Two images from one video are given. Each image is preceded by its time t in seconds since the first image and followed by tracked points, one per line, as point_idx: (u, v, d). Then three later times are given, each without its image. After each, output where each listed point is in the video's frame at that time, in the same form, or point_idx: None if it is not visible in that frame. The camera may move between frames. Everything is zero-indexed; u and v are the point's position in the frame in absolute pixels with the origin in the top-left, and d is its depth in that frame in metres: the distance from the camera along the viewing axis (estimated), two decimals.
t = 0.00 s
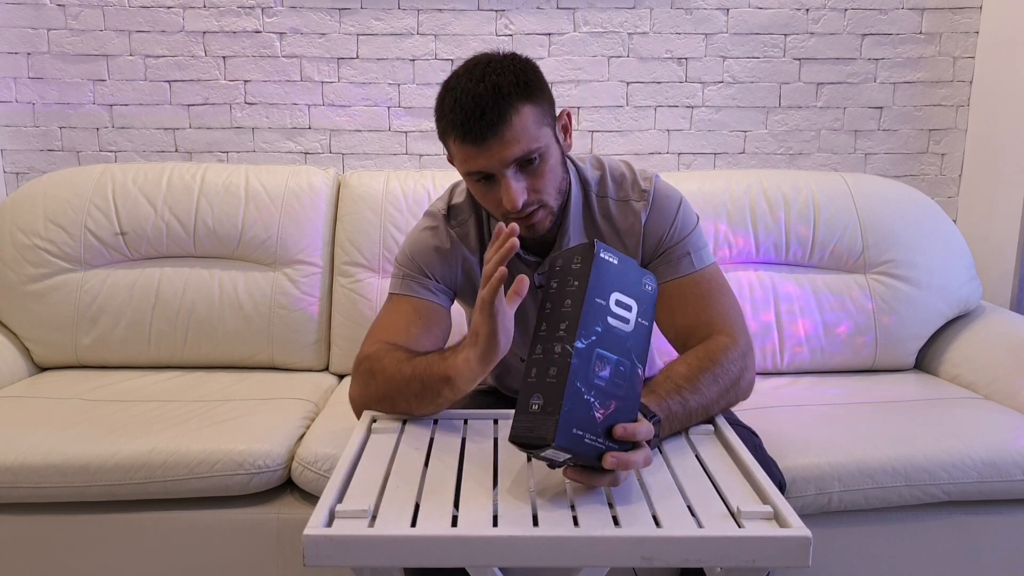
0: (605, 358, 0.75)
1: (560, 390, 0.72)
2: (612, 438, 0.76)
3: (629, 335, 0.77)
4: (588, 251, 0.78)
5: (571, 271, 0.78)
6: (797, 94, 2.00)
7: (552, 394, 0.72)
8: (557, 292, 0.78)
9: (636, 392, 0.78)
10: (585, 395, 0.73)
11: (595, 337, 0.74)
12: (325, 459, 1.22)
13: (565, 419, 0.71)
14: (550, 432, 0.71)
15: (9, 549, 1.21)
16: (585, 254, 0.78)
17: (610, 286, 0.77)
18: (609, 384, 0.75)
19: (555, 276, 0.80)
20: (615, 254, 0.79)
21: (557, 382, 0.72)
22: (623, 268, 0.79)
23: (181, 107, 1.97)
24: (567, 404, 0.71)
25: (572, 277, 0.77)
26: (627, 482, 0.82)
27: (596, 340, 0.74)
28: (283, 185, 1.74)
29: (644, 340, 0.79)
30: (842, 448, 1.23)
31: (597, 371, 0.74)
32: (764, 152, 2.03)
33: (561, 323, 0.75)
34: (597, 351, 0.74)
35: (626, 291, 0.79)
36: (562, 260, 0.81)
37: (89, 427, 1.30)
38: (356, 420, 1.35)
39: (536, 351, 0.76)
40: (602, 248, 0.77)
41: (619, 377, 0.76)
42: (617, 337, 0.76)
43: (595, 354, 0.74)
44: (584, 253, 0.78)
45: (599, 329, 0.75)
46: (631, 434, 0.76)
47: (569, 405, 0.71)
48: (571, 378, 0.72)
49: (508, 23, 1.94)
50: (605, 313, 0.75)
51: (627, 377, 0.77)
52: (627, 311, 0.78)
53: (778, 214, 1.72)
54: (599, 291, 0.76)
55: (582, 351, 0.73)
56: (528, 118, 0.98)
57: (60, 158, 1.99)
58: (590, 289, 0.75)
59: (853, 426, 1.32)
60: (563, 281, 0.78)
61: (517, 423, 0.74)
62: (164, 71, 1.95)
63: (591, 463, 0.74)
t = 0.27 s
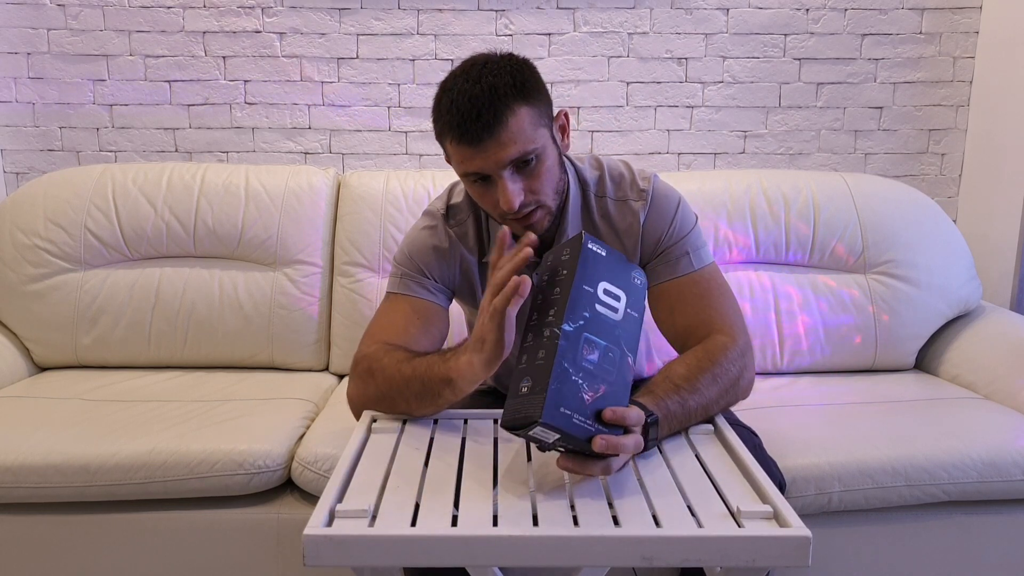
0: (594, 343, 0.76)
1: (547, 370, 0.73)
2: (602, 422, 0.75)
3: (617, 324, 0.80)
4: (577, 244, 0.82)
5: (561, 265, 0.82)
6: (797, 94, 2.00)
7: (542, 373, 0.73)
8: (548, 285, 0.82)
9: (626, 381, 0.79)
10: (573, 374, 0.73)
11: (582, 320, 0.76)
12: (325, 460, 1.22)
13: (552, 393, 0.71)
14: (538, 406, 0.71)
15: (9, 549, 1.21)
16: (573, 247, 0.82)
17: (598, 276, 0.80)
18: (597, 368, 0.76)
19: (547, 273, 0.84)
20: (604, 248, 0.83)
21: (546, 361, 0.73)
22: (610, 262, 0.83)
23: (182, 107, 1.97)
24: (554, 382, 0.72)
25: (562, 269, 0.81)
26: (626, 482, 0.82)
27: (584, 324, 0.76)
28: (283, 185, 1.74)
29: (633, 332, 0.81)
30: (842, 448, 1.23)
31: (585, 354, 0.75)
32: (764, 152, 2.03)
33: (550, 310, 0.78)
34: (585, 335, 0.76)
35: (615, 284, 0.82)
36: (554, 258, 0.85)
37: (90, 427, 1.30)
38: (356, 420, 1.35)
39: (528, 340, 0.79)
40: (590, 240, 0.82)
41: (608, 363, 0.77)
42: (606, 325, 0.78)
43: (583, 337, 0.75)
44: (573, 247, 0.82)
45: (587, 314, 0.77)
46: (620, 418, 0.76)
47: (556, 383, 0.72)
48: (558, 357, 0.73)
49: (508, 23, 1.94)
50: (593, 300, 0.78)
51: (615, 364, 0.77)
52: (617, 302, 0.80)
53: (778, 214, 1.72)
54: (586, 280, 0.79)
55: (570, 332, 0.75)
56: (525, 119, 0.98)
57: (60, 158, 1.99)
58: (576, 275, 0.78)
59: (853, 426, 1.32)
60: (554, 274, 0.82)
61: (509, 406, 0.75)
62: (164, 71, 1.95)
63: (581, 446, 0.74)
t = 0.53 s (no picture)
0: (638, 335, 0.71)
1: (595, 352, 0.67)
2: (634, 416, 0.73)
3: (660, 321, 0.75)
4: (635, 233, 0.77)
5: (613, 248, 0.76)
6: (797, 94, 2.00)
7: (588, 356, 0.68)
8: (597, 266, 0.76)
9: (657, 378, 0.76)
10: (618, 364, 0.69)
11: (634, 310, 0.71)
12: (325, 460, 1.22)
13: (597, 381, 0.66)
14: (581, 391, 0.66)
15: (9, 549, 1.21)
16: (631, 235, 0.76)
17: (650, 269, 0.75)
18: (638, 362, 0.71)
19: (596, 254, 0.78)
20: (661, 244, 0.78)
21: (594, 344, 0.68)
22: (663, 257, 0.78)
23: (181, 107, 1.97)
24: (602, 367, 0.67)
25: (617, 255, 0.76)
26: (627, 482, 0.82)
27: (633, 315, 0.71)
28: (284, 185, 1.74)
29: (670, 332, 0.78)
30: (842, 448, 1.23)
31: (630, 345, 0.70)
32: (764, 152, 2.03)
33: (600, 292, 0.72)
34: (633, 325, 0.71)
35: (663, 279, 0.77)
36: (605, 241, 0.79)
37: (90, 427, 1.30)
38: (356, 420, 1.35)
39: (569, 318, 0.73)
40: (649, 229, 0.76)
41: (646, 359, 0.73)
42: (651, 320, 0.74)
43: (631, 328, 0.70)
44: (631, 235, 0.77)
45: (637, 306, 0.72)
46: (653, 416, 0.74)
47: (603, 369, 0.67)
48: (608, 343, 0.68)
49: (508, 23, 1.94)
50: (643, 292, 0.73)
51: (652, 362, 0.74)
52: (662, 298, 0.76)
53: (778, 214, 1.72)
54: (641, 270, 0.74)
55: (621, 320, 0.69)
56: (531, 110, 0.99)
57: (60, 158, 1.99)
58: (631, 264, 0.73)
59: (852, 426, 1.32)
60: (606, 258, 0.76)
61: (541, 381, 0.69)
62: (164, 71, 1.95)
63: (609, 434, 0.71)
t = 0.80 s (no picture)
0: (659, 355, 0.70)
1: (612, 376, 0.67)
2: (646, 436, 0.74)
3: (684, 339, 0.73)
4: (673, 245, 0.73)
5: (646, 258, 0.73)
6: (797, 94, 2.00)
7: (604, 379, 0.68)
8: (626, 276, 0.74)
9: (675, 393, 0.75)
10: (634, 387, 0.68)
11: (658, 331, 0.69)
12: (325, 460, 1.22)
13: (611, 408, 0.67)
14: (593, 416, 0.66)
15: (9, 549, 1.21)
16: (666, 249, 0.73)
17: (680, 286, 0.72)
18: (655, 383, 0.71)
19: (628, 260, 0.75)
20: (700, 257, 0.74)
21: (612, 367, 0.68)
22: (696, 273, 0.74)
23: (181, 107, 1.97)
24: (616, 391, 0.67)
25: (650, 268, 0.73)
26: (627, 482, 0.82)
27: (656, 336, 0.69)
28: (283, 185, 1.74)
29: (693, 348, 0.76)
30: (842, 448, 1.23)
31: (649, 367, 0.70)
32: (764, 152, 2.03)
33: (626, 308, 0.70)
34: (655, 346, 0.70)
35: (693, 295, 0.74)
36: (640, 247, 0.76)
37: (90, 427, 1.30)
38: (356, 420, 1.35)
39: (592, 329, 0.72)
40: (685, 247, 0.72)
41: (665, 378, 0.72)
42: (674, 339, 0.72)
43: (652, 350, 0.69)
44: (667, 247, 0.73)
45: (661, 326, 0.70)
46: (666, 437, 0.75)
47: (618, 395, 0.67)
48: (626, 368, 0.67)
49: (508, 23, 1.94)
50: (670, 312, 0.71)
51: (672, 381, 0.73)
52: (688, 316, 0.73)
53: (778, 214, 1.72)
54: (672, 287, 0.71)
55: (643, 343, 0.68)
56: (543, 108, 0.99)
57: (60, 158, 1.99)
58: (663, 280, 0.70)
59: (852, 426, 1.32)
60: (639, 268, 0.73)
61: (558, 394, 0.70)
62: (164, 71, 1.95)
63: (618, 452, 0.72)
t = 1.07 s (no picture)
0: (658, 361, 0.71)
1: (612, 385, 0.67)
2: (646, 441, 0.74)
3: (682, 342, 0.73)
4: (669, 249, 0.73)
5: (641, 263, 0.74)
6: (797, 94, 2.00)
7: (605, 388, 0.68)
8: (623, 282, 0.74)
9: (674, 397, 0.75)
10: (634, 394, 0.69)
11: (657, 337, 0.69)
12: (325, 460, 1.22)
13: (612, 417, 0.67)
14: (594, 426, 0.67)
15: (9, 549, 1.21)
16: (663, 252, 0.73)
17: (678, 290, 0.72)
18: (654, 389, 0.71)
19: (624, 265, 0.75)
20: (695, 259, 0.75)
21: (612, 376, 0.68)
22: (693, 276, 0.75)
23: (181, 107, 1.97)
24: (617, 400, 0.67)
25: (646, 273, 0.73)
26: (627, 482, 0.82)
27: (655, 342, 0.70)
28: (284, 185, 1.74)
29: (691, 351, 0.76)
30: (842, 448, 1.23)
31: (649, 373, 0.70)
32: (764, 152, 2.03)
33: (624, 315, 0.70)
34: (654, 352, 0.70)
35: (691, 298, 0.74)
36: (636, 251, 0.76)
37: (90, 427, 1.30)
38: (356, 420, 1.35)
39: (590, 337, 0.72)
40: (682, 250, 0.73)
41: (664, 383, 0.72)
42: (673, 343, 0.72)
43: (651, 356, 0.69)
44: (663, 251, 0.73)
45: (660, 331, 0.70)
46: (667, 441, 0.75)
47: (619, 403, 0.67)
48: (626, 376, 0.67)
49: (508, 23, 1.94)
50: (669, 317, 0.71)
51: (672, 385, 0.73)
52: (686, 319, 0.73)
53: (778, 214, 1.72)
54: (670, 291, 0.71)
55: (643, 349, 0.68)
56: (543, 108, 0.99)
57: (60, 158, 1.99)
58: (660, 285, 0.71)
59: (852, 426, 1.31)
60: (635, 273, 0.73)
61: (558, 404, 0.70)
62: (164, 71, 1.95)
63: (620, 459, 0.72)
